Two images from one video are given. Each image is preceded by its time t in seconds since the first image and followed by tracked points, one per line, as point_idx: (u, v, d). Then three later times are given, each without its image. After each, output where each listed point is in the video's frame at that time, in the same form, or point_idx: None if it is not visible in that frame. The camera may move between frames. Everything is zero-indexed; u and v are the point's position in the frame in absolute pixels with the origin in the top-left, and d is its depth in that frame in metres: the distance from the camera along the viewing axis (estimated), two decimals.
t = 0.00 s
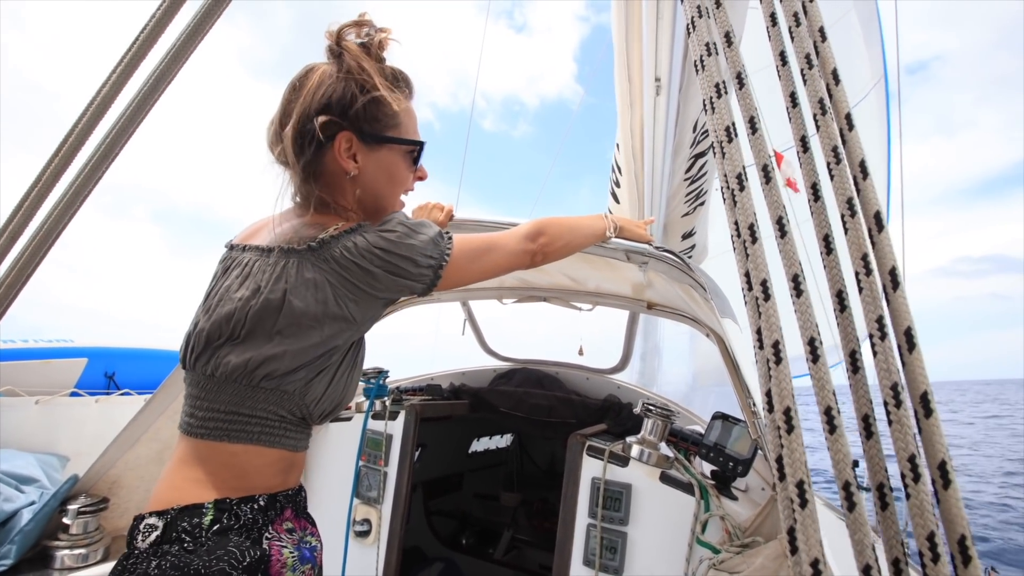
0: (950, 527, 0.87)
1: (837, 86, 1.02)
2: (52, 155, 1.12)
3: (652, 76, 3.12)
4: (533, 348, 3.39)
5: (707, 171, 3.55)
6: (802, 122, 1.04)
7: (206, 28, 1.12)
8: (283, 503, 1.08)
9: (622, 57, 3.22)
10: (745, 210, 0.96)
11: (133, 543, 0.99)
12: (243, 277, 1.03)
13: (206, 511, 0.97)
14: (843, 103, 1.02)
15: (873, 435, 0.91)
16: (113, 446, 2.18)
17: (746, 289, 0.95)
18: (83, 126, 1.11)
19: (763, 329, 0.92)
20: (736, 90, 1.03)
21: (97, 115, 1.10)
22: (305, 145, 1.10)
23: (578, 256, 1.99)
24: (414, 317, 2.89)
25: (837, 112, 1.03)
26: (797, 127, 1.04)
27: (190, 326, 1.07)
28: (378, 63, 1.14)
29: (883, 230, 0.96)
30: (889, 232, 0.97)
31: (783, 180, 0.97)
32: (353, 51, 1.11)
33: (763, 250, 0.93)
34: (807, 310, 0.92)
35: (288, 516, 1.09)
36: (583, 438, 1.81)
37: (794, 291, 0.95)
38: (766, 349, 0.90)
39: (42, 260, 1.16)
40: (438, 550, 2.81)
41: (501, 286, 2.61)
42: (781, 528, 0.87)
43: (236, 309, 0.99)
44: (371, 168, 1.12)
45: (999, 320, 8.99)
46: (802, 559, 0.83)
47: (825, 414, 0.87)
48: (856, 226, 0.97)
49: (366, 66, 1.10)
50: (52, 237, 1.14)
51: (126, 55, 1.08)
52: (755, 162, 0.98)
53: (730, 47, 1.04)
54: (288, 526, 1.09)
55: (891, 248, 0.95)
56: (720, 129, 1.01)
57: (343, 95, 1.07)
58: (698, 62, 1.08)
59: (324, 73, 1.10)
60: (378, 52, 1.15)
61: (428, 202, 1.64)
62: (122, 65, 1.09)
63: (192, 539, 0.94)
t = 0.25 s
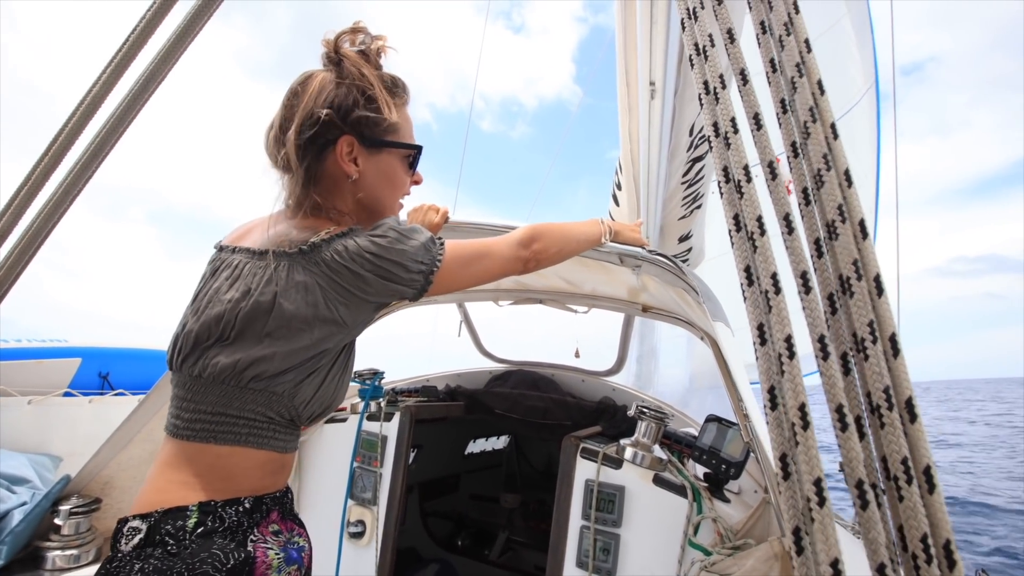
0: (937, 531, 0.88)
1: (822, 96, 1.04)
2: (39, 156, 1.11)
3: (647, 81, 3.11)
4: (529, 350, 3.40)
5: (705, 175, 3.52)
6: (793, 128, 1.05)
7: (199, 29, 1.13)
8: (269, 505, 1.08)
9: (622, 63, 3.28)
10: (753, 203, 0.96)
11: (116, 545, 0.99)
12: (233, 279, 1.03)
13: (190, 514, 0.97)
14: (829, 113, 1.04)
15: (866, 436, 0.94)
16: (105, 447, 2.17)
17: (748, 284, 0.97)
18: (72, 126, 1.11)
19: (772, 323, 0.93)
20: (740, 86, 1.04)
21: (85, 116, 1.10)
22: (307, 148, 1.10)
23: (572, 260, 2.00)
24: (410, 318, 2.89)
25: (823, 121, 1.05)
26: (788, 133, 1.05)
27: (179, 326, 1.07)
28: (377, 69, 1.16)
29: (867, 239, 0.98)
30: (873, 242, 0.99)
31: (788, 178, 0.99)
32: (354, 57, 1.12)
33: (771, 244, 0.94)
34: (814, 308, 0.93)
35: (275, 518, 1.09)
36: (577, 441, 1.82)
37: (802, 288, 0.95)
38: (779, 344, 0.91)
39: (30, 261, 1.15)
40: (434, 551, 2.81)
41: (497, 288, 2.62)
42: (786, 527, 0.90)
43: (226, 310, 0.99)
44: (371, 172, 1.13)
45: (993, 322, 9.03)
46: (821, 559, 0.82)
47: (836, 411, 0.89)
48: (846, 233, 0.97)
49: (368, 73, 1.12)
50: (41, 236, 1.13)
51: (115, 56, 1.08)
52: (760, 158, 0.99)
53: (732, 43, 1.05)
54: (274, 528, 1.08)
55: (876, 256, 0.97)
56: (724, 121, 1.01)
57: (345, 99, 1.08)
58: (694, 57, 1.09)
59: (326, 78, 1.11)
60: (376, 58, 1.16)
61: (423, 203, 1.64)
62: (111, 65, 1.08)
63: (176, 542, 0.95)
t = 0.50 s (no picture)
0: (932, 530, 0.88)
1: (817, 91, 1.04)
2: (36, 153, 1.10)
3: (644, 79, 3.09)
4: (526, 349, 3.39)
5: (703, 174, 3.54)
6: (789, 124, 1.05)
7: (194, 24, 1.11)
8: (261, 507, 1.08)
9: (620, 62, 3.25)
10: (746, 201, 0.96)
11: (103, 550, 1.00)
12: (219, 275, 1.03)
13: (178, 517, 0.97)
14: (824, 108, 1.03)
15: (862, 432, 0.94)
16: (103, 445, 2.17)
17: (742, 282, 0.97)
18: (67, 122, 1.10)
19: (766, 321, 0.92)
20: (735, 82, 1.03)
21: (82, 112, 1.09)
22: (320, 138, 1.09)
23: (568, 259, 2.00)
24: (408, 317, 2.89)
25: (818, 116, 1.03)
26: (784, 128, 1.06)
27: (162, 324, 1.06)
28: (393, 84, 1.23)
29: (863, 234, 0.98)
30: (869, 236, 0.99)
31: (783, 175, 0.99)
32: (376, 64, 1.17)
33: (765, 242, 0.94)
34: (809, 304, 0.93)
35: (266, 519, 1.09)
36: (575, 439, 1.82)
37: (797, 285, 0.96)
38: (772, 342, 0.90)
39: (25, 259, 1.14)
40: (432, 549, 2.81)
41: (495, 287, 2.62)
42: (781, 525, 0.89)
43: (215, 307, 0.99)
44: (375, 175, 1.18)
45: (991, 322, 9.03)
46: (814, 557, 0.83)
47: (831, 409, 0.90)
48: (842, 228, 0.97)
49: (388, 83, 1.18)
50: (38, 232, 1.12)
51: (111, 51, 1.07)
52: (755, 156, 0.99)
53: (728, 39, 1.05)
54: (266, 528, 1.08)
55: (872, 251, 0.97)
56: (718, 119, 1.01)
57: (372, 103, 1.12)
58: (690, 54, 1.09)
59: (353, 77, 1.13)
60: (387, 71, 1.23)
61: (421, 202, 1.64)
62: (106, 61, 1.07)
63: (163, 545, 0.94)
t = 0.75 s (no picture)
0: (926, 526, 0.89)
1: (814, 90, 1.04)
2: (31, 153, 1.10)
3: (643, 78, 3.09)
4: (525, 348, 3.39)
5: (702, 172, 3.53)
6: (785, 122, 1.05)
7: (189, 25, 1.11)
8: (254, 508, 1.08)
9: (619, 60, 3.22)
10: (743, 199, 0.96)
11: (88, 557, 0.99)
12: (204, 269, 1.02)
13: (170, 522, 0.96)
14: (820, 107, 1.04)
15: (858, 429, 0.93)
16: (102, 445, 2.17)
17: (738, 280, 0.97)
18: (64, 122, 1.10)
19: (762, 319, 0.93)
20: (732, 81, 1.03)
21: (78, 112, 1.09)
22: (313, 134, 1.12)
23: (565, 257, 1.99)
24: (406, 315, 2.89)
25: (814, 115, 1.04)
26: (780, 127, 1.05)
27: (145, 319, 1.04)
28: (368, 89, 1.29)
29: (859, 232, 0.97)
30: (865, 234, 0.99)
31: (780, 174, 0.98)
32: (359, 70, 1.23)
33: (761, 240, 0.94)
34: (805, 302, 0.92)
35: (259, 521, 1.10)
36: (574, 437, 1.82)
37: (792, 283, 0.95)
38: (768, 339, 0.91)
39: (21, 259, 1.14)
40: (432, 547, 2.82)
41: (494, 285, 2.62)
42: (777, 521, 0.90)
43: (202, 300, 0.98)
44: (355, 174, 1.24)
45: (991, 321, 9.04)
46: (810, 554, 0.83)
47: (826, 406, 0.89)
48: (838, 227, 0.97)
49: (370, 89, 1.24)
50: (35, 229, 1.12)
51: (106, 51, 1.07)
52: (753, 154, 0.99)
53: (725, 37, 1.04)
54: (259, 530, 1.09)
55: (867, 250, 0.97)
56: (715, 117, 1.01)
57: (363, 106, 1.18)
58: (686, 53, 1.09)
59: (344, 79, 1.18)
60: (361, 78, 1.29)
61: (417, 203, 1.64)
62: (102, 60, 1.07)
63: (154, 551, 0.94)
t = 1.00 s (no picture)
0: (915, 522, 0.90)
1: (804, 89, 1.04)
2: (25, 152, 1.09)
3: (640, 76, 3.07)
4: (524, 347, 3.38)
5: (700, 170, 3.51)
6: (777, 120, 1.06)
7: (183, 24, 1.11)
8: (248, 505, 1.08)
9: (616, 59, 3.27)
10: (733, 198, 0.96)
11: (85, 556, 1.00)
12: (192, 265, 1.02)
13: (165, 520, 0.97)
14: (812, 106, 1.03)
15: (847, 427, 0.93)
16: (99, 444, 2.17)
17: (728, 278, 0.97)
18: (59, 120, 1.10)
19: (752, 317, 0.93)
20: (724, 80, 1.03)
21: (72, 110, 1.08)
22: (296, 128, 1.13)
23: (561, 255, 1.98)
24: (404, 314, 2.89)
25: (805, 114, 1.04)
26: (772, 125, 1.06)
27: (133, 318, 1.05)
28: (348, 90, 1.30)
29: (848, 231, 0.98)
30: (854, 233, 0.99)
31: (770, 172, 0.99)
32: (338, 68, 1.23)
33: (751, 239, 0.95)
34: (795, 301, 0.93)
35: (254, 518, 1.09)
36: (570, 436, 1.82)
37: (783, 281, 0.96)
38: (758, 338, 0.90)
39: (15, 259, 1.13)
40: (430, 546, 2.83)
41: (491, 284, 2.62)
42: (766, 519, 0.91)
43: (191, 297, 0.98)
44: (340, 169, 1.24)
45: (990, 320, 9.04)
46: (798, 552, 0.84)
47: (815, 403, 0.90)
48: (828, 226, 0.97)
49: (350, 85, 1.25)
50: (27, 233, 1.12)
51: (101, 50, 1.07)
52: (743, 153, 0.99)
53: (716, 36, 1.05)
54: (255, 528, 1.09)
55: (856, 248, 0.97)
56: (706, 116, 1.01)
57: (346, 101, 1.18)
58: (679, 52, 1.09)
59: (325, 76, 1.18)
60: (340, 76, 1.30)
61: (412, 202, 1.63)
62: (96, 60, 1.07)
63: (148, 551, 0.95)
